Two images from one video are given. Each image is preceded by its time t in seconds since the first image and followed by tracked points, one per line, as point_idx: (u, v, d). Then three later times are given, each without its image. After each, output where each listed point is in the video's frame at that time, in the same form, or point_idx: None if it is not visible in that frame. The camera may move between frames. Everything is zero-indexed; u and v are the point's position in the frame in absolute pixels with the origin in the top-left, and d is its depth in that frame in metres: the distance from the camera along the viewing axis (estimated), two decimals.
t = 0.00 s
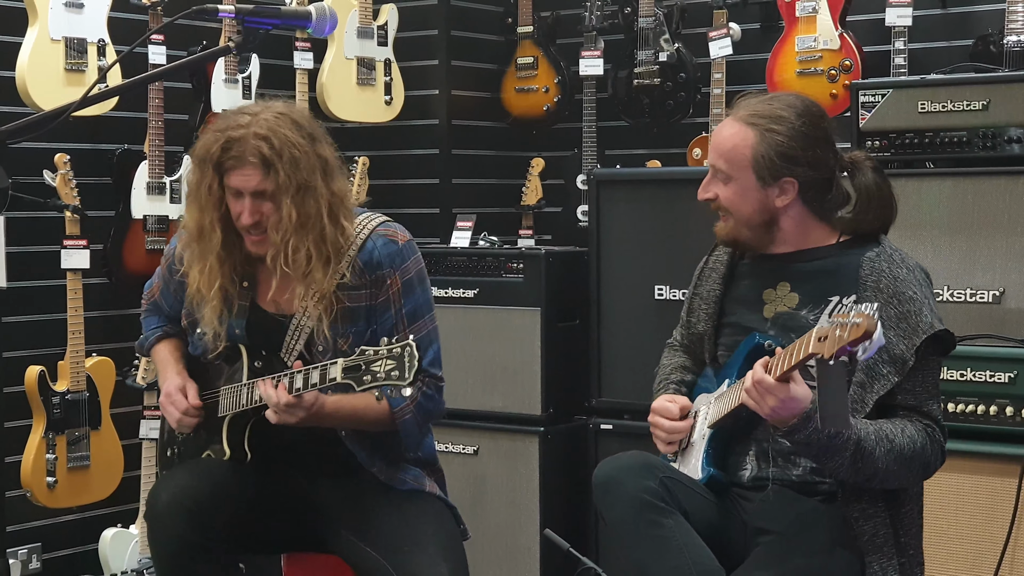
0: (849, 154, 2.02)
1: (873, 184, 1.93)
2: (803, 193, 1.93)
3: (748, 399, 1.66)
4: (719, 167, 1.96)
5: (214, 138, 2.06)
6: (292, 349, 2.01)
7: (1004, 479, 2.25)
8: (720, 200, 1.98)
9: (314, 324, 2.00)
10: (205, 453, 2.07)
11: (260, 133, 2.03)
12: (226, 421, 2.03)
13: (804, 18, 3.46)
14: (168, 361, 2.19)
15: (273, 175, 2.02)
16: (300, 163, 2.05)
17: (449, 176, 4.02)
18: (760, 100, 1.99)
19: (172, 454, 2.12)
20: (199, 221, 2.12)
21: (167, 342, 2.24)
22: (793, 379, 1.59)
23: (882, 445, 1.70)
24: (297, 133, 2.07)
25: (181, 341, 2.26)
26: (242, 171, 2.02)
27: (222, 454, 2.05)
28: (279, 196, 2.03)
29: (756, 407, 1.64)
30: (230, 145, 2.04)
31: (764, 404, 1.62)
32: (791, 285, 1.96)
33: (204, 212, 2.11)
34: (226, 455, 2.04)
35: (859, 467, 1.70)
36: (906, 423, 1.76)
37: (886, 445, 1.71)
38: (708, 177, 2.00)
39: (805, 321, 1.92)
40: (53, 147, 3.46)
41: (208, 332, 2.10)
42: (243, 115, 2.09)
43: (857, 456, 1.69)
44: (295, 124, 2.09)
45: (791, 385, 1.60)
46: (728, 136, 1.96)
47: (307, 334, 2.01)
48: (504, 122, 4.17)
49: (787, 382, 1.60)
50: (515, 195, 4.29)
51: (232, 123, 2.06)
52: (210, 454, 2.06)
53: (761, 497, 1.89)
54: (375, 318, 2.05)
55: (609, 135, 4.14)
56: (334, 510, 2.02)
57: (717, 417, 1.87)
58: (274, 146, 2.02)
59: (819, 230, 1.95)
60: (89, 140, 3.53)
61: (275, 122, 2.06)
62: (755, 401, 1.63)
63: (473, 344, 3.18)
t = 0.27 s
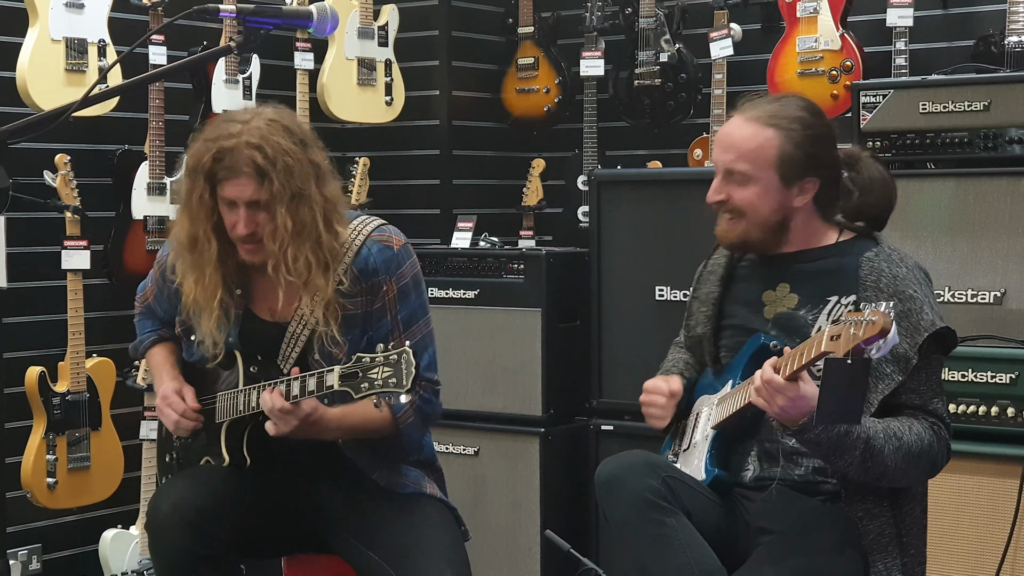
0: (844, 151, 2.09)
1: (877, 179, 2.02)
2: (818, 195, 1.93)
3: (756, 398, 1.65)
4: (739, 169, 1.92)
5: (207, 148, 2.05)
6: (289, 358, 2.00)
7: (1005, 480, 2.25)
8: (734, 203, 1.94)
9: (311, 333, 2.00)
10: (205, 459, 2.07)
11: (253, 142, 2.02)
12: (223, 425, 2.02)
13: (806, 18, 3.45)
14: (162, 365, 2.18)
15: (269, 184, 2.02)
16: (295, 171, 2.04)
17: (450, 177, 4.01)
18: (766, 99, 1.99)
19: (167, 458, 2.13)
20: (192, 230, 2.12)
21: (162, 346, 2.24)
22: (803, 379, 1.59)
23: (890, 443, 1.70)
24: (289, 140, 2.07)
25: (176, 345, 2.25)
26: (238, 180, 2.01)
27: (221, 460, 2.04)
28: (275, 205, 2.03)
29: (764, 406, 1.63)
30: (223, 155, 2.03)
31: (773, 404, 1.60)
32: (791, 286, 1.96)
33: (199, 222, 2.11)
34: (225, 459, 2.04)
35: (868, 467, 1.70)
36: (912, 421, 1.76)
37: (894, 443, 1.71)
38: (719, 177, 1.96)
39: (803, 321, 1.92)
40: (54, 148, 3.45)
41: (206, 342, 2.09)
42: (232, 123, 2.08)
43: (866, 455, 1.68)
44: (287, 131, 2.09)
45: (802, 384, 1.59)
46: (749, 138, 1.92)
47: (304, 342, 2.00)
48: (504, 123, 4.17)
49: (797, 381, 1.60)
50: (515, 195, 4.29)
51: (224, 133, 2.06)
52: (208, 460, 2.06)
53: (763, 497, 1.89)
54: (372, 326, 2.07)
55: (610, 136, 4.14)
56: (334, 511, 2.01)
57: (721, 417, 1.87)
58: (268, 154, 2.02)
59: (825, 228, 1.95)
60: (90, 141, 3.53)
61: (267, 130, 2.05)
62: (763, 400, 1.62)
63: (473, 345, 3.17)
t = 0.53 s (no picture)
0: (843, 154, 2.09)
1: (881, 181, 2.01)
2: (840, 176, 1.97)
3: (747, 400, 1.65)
4: (793, 159, 1.87)
5: (207, 173, 2.02)
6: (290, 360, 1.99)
7: (1004, 482, 2.25)
8: (789, 196, 1.87)
9: (315, 346, 1.99)
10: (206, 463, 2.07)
11: (254, 165, 1.99)
12: (227, 426, 2.02)
13: (805, 19, 3.45)
14: (159, 369, 2.19)
15: (274, 208, 2.01)
16: (297, 188, 2.03)
17: (449, 178, 4.01)
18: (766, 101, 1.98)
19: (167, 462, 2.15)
20: (194, 252, 2.10)
21: (157, 351, 2.24)
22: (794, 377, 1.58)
23: (882, 446, 1.70)
24: (288, 159, 2.04)
25: (172, 349, 2.26)
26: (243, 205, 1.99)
27: (224, 463, 2.04)
28: (281, 227, 2.02)
29: (755, 406, 1.62)
30: (225, 181, 1.99)
31: (764, 404, 1.60)
32: (790, 286, 1.96)
33: (200, 243, 2.09)
34: (229, 461, 2.03)
35: (860, 469, 1.70)
36: (905, 423, 1.76)
37: (886, 445, 1.70)
38: (763, 172, 1.89)
39: (802, 322, 1.92)
40: (53, 149, 3.45)
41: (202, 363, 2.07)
42: (226, 146, 2.05)
43: (858, 456, 1.69)
44: (282, 148, 2.06)
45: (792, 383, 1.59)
46: (795, 127, 1.88)
47: (304, 346, 1.99)
48: (503, 123, 4.17)
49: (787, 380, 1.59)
50: (515, 196, 4.29)
51: (222, 156, 2.02)
52: (207, 464, 2.07)
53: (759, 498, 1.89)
54: (372, 327, 2.07)
55: (609, 137, 4.14)
56: (334, 513, 2.01)
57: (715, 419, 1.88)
58: (272, 177, 1.99)
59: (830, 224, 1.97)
60: (89, 141, 3.53)
61: (263, 151, 2.02)
62: (755, 400, 1.61)
63: (473, 346, 3.17)
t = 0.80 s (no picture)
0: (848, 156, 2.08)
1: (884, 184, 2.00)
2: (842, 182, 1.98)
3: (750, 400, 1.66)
4: (800, 161, 1.87)
5: (210, 175, 2.01)
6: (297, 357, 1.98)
7: (1004, 482, 2.25)
8: (792, 200, 1.88)
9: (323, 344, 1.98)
10: (210, 458, 2.08)
11: (256, 164, 1.99)
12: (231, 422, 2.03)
13: (804, 19, 3.45)
14: (161, 370, 2.19)
15: (277, 207, 2.00)
16: (299, 186, 2.02)
17: (448, 178, 4.01)
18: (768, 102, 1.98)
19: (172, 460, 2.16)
20: (199, 252, 2.09)
21: (159, 351, 2.23)
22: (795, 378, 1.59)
23: (884, 447, 1.70)
24: (289, 157, 2.03)
25: (175, 349, 2.25)
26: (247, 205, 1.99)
27: (228, 460, 2.05)
28: (285, 225, 2.01)
29: (756, 407, 1.63)
30: (229, 181, 1.99)
31: (766, 406, 1.61)
32: (789, 286, 1.96)
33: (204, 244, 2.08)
34: (232, 459, 2.04)
35: (861, 470, 1.70)
36: (905, 424, 1.75)
37: (888, 446, 1.70)
38: (766, 173, 1.89)
39: (801, 321, 1.92)
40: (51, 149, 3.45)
41: (216, 361, 2.07)
42: (227, 146, 2.04)
43: (859, 457, 1.69)
44: (283, 145, 2.05)
45: (793, 384, 1.59)
46: (801, 129, 1.88)
47: (312, 339, 1.98)
48: (502, 123, 4.17)
49: (789, 381, 1.60)
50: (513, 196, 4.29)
51: (225, 155, 2.01)
52: (212, 461, 2.08)
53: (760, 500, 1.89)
54: (379, 322, 2.07)
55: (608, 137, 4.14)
56: (334, 514, 2.00)
57: (715, 419, 1.88)
58: (275, 176, 1.99)
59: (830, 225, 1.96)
60: (88, 142, 3.52)
61: (264, 149, 2.02)
62: (756, 401, 1.62)
63: (472, 346, 3.17)
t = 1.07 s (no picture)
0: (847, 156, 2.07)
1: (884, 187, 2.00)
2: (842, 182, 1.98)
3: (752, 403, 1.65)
4: (798, 164, 1.87)
5: (226, 145, 2.03)
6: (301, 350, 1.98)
7: (1005, 483, 2.25)
8: (791, 203, 1.88)
9: (330, 324, 2.00)
10: (211, 456, 2.08)
11: (273, 136, 2.01)
12: (236, 417, 2.02)
13: (804, 20, 3.45)
14: (160, 369, 2.19)
15: (291, 178, 2.02)
16: (314, 160, 2.04)
17: (448, 179, 4.01)
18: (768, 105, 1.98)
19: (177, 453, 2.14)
20: (211, 224, 2.10)
21: (164, 348, 2.23)
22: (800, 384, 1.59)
23: (884, 446, 1.70)
24: (306, 131, 2.06)
25: (179, 348, 2.24)
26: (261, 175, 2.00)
27: (229, 455, 2.05)
28: (297, 198, 2.03)
29: (758, 410, 1.62)
30: (245, 152, 2.01)
31: (770, 410, 1.60)
32: (789, 286, 1.96)
33: (217, 216, 2.10)
34: (235, 453, 2.04)
35: (862, 470, 1.69)
36: (903, 425, 1.75)
37: (887, 446, 1.70)
38: (765, 175, 1.89)
39: (802, 322, 1.91)
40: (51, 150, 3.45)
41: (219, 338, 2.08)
42: (246, 118, 2.07)
43: (861, 456, 1.68)
44: (300, 121, 2.07)
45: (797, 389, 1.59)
46: (800, 132, 1.88)
47: (318, 333, 1.99)
48: (502, 124, 4.17)
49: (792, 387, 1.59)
50: (514, 197, 4.29)
51: (242, 126, 2.04)
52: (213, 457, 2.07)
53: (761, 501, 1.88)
54: (386, 315, 2.07)
55: (608, 138, 4.14)
56: (334, 515, 2.00)
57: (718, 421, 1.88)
58: (289, 148, 2.01)
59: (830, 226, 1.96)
60: (88, 143, 3.52)
61: (281, 123, 2.04)
62: (760, 406, 1.61)
63: (472, 347, 3.17)
